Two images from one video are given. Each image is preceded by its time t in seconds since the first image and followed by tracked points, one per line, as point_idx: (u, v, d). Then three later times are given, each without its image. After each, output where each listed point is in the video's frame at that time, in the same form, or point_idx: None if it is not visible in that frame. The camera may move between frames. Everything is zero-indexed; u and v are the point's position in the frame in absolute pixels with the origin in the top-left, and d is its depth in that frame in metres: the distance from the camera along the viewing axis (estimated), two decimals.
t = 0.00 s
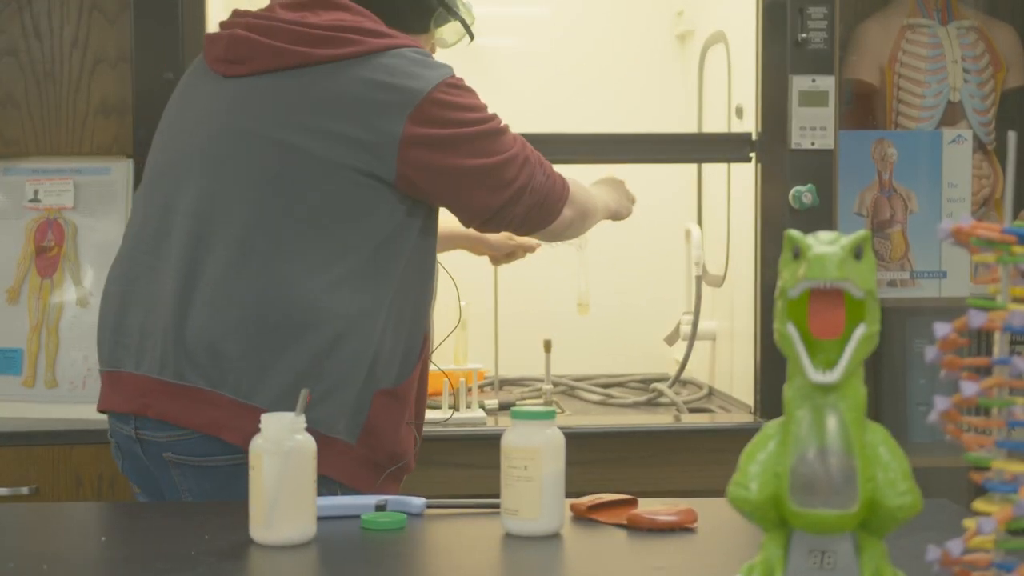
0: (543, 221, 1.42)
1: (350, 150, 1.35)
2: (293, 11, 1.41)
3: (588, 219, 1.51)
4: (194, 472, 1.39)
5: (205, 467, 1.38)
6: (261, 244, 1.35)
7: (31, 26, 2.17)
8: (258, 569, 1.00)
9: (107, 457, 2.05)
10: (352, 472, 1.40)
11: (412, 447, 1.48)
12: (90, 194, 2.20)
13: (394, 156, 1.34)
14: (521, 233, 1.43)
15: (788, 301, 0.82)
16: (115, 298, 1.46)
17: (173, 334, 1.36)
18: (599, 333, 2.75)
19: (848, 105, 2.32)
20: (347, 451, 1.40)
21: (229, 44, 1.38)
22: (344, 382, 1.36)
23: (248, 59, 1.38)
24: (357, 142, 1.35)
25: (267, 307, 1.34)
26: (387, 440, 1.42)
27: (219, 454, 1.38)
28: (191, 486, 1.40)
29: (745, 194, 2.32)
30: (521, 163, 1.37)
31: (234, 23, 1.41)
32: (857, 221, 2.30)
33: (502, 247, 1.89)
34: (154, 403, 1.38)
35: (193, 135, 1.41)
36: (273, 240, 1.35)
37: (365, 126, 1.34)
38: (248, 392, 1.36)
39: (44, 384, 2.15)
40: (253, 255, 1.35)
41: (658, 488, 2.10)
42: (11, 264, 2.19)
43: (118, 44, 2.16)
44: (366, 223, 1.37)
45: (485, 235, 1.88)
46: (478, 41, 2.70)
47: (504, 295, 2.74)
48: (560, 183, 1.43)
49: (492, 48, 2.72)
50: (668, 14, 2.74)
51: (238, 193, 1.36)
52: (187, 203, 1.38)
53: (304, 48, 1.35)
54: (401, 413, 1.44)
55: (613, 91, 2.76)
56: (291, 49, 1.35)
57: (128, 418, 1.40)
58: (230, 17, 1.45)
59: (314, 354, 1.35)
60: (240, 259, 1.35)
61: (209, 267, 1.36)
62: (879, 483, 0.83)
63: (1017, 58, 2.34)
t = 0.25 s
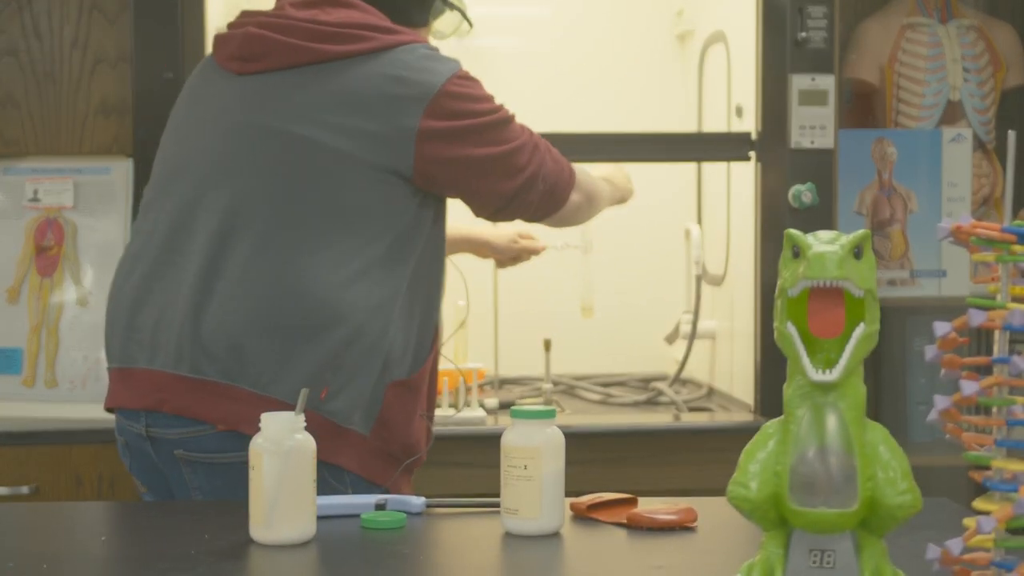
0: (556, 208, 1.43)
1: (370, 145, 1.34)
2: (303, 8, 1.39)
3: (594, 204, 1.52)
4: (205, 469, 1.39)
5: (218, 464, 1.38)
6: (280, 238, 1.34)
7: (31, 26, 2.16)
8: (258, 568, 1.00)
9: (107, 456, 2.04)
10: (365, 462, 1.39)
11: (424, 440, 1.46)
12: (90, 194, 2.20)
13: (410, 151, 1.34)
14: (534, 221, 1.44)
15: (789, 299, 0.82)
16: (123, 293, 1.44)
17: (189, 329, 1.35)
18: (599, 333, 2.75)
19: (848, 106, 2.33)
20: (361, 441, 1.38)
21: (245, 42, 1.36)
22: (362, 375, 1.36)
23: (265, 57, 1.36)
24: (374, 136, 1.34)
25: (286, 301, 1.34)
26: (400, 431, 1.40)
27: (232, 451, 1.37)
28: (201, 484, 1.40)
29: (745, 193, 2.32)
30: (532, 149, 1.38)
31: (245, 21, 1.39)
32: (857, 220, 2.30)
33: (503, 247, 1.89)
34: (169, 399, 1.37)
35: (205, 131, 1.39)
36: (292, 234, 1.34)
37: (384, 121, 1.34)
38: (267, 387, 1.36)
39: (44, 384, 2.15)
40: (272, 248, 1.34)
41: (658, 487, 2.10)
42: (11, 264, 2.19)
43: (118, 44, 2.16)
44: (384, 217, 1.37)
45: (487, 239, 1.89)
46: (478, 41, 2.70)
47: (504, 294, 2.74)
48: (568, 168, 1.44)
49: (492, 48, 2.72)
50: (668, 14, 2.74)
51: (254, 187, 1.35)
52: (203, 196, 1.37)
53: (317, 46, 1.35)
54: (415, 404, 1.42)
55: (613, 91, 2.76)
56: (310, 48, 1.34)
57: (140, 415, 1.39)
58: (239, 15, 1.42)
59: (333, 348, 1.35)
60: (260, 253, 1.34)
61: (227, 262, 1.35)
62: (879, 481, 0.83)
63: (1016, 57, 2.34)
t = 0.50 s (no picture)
0: (559, 203, 1.44)
1: (377, 145, 1.34)
2: (311, 8, 1.38)
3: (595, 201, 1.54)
4: (210, 468, 1.39)
5: (223, 462, 1.38)
6: (286, 238, 1.34)
7: (31, 26, 2.16)
8: (258, 569, 1.00)
9: (107, 457, 2.04)
10: (372, 462, 1.41)
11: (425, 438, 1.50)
12: (90, 194, 2.20)
13: (417, 149, 1.33)
14: (535, 217, 1.44)
15: (791, 300, 0.82)
16: (129, 293, 1.43)
17: (196, 328, 1.34)
18: (598, 333, 2.75)
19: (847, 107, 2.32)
20: (369, 440, 1.40)
21: (255, 42, 1.34)
22: (368, 375, 1.37)
23: (275, 57, 1.35)
24: (381, 137, 1.33)
25: (294, 301, 1.33)
26: (404, 428, 1.44)
27: (238, 449, 1.38)
28: (206, 483, 1.41)
29: (745, 193, 2.32)
30: (536, 146, 1.39)
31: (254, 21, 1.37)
32: (857, 221, 2.30)
33: (503, 247, 1.89)
34: (176, 398, 1.37)
35: (211, 129, 1.39)
36: (300, 234, 1.34)
37: (393, 121, 1.33)
38: (274, 387, 1.35)
39: (44, 384, 2.15)
40: (279, 249, 1.34)
41: (658, 488, 2.10)
42: (11, 264, 2.19)
43: (118, 45, 2.16)
44: (390, 218, 1.37)
45: (488, 236, 1.89)
46: (478, 41, 2.70)
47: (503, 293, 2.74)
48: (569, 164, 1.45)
49: (492, 47, 2.72)
50: (668, 15, 2.74)
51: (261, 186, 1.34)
52: (210, 196, 1.37)
53: (323, 46, 1.33)
54: (417, 402, 1.46)
55: (612, 92, 2.76)
56: (321, 47, 1.33)
57: (148, 413, 1.39)
58: (245, 16, 1.41)
59: (340, 348, 1.34)
60: (267, 252, 1.34)
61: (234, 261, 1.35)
62: (880, 484, 0.82)
63: (1017, 58, 2.34)
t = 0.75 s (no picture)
0: (563, 204, 1.44)
1: (381, 146, 1.34)
2: (314, 9, 1.38)
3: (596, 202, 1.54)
4: (212, 467, 1.39)
5: (224, 462, 1.38)
6: (288, 238, 1.34)
7: (30, 26, 2.16)
8: (258, 569, 1.00)
9: (106, 457, 2.04)
10: (373, 462, 1.40)
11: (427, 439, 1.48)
12: (90, 194, 2.20)
13: (421, 150, 1.33)
14: (540, 219, 1.43)
15: (790, 302, 0.82)
16: (132, 293, 1.43)
17: (199, 328, 1.34)
18: (598, 333, 2.75)
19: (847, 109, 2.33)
20: (370, 439, 1.39)
21: (259, 43, 1.35)
22: (371, 375, 1.37)
23: (279, 57, 1.35)
24: (385, 137, 1.33)
25: (296, 301, 1.33)
26: (405, 429, 1.43)
27: (240, 448, 1.37)
28: (207, 482, 1.40)
29: (744, 194, 2.32)
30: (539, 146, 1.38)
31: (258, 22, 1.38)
32: (856, 221, 2.30)
33: (503, 248, 1.89)
34: (179, 398, 1.37)
35: (214, 130, 1.39)
36: (302, 234, 1.34)
37: (397, 122, 1.33)
38: (277, 387, 1.35)
39: (44, 384, 2.15)
40: (281, 249, 1.33)
41: (657, 488, 2.10)
42: (11, 264, 2.20)
43: (117, 45, 2.16)
44: (393, 218, 1.37)
45: (487, 235, 1.88)
46: (478, 41, 2.70)
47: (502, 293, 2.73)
48: (571, 166, 1.44)
49: (492, 47, 2.71)
50: (668, 15, 2.74)
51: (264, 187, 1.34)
52: (212, 196, 1.37)
53: (325, 45, 1.33)
54: (419, 402, 1.45)
55: (612, 92, 2.76)
56: (325, 48, 1.33)
57: (150, 413, 1.39)
58: (248, 17, 1.41)
59: (343, 349, 1.34)
60: (270, 252, 1.34)
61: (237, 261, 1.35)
62: (879, 483, 0.82)
63: (1017, 58, 2.34)
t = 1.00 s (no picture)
0: (563, 206, 1.44)
1: (382, 147, 1.34)
2: (316, 10, 1.39)
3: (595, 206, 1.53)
4: (211, 466, 1.39)
5: (223, 461, 1.38)
6: (288, 238, 1.34)
7: (31, 26, 2.16)
8: (259, 569, 1.00)
9: (107, 457, 2.04)
10: (373, 462, 1.41)
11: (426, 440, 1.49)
12: (90, 194, 2.20)
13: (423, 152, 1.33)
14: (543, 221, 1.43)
15: (789, 302, 0.82)
16: (132, 292, 1.43)
17: (199, 327, 1.34)
18: (598, 333, 2.75)
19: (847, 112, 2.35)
20: (370, 440, 1.40)
21: (261, 43, 1.35)
22: (371, 375, 1.37)
23: (281, 57, 1.35)
24: (386, 138, 1.33)
25: (296, 301, 1.33)
26: (406, 430, 1.43)
27: (239, 447, 1.37)
28: (207, 481, 1.41)
29: (744, 194, 2.33)
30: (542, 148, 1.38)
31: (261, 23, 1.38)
32: (856, 221, 2.30)
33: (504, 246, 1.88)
34: (178, 397, 1.36)
35: (215, 129, 1.39)
36: (303, 234, 1.34)
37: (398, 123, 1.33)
38: (277, 386, 1.35)
39: (44, 384, 2.15)
40: (281, 250, 1.34)
41: (658, 488, 2.10)
42: (12, 265, 2.20)
43: (118, 45, 2.16)
44: (394, 219, 1.37)
45: (488, 234, 1.88)
46: (478, 42, 2.70)
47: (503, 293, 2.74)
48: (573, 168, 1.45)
49: (492, 47, 2.71)
50: (668, 16, 2.74)
51: (265, 186, 1.34)
52: (212, 195, 1.37)
53: (326, 45, 1.33)
54: (419, 403, 1.46)
55: (613, 92, 2.76)
56: (327, 48, 1.33)
57: (149, 413, 1.39)
58: (250, 18, 1.42)
59: (342, 349, 1.34)
60: (270, 252, 1.34)
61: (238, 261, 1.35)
62: (879, 483, 0.83)
63: (1017, 58, 2.34)
